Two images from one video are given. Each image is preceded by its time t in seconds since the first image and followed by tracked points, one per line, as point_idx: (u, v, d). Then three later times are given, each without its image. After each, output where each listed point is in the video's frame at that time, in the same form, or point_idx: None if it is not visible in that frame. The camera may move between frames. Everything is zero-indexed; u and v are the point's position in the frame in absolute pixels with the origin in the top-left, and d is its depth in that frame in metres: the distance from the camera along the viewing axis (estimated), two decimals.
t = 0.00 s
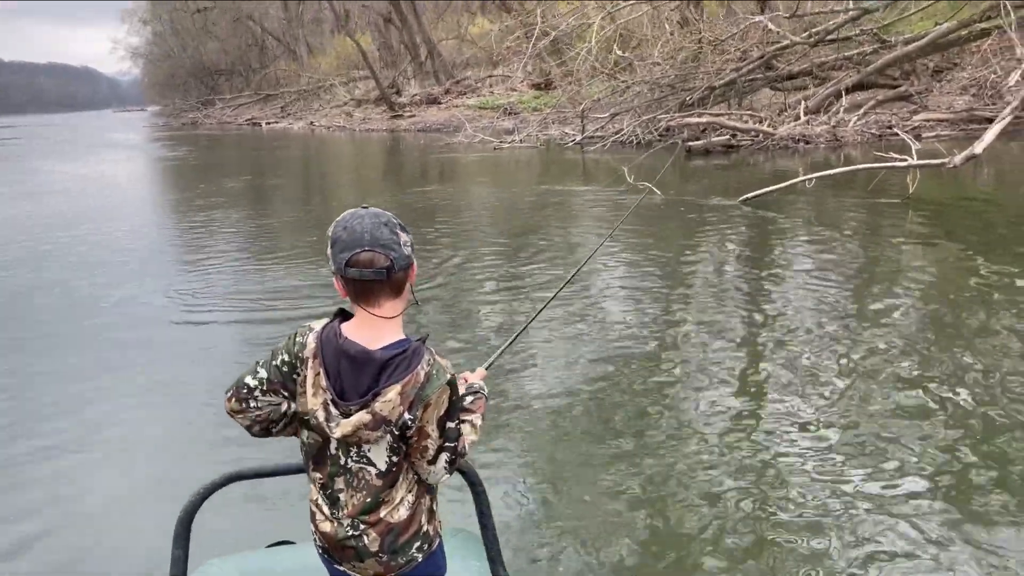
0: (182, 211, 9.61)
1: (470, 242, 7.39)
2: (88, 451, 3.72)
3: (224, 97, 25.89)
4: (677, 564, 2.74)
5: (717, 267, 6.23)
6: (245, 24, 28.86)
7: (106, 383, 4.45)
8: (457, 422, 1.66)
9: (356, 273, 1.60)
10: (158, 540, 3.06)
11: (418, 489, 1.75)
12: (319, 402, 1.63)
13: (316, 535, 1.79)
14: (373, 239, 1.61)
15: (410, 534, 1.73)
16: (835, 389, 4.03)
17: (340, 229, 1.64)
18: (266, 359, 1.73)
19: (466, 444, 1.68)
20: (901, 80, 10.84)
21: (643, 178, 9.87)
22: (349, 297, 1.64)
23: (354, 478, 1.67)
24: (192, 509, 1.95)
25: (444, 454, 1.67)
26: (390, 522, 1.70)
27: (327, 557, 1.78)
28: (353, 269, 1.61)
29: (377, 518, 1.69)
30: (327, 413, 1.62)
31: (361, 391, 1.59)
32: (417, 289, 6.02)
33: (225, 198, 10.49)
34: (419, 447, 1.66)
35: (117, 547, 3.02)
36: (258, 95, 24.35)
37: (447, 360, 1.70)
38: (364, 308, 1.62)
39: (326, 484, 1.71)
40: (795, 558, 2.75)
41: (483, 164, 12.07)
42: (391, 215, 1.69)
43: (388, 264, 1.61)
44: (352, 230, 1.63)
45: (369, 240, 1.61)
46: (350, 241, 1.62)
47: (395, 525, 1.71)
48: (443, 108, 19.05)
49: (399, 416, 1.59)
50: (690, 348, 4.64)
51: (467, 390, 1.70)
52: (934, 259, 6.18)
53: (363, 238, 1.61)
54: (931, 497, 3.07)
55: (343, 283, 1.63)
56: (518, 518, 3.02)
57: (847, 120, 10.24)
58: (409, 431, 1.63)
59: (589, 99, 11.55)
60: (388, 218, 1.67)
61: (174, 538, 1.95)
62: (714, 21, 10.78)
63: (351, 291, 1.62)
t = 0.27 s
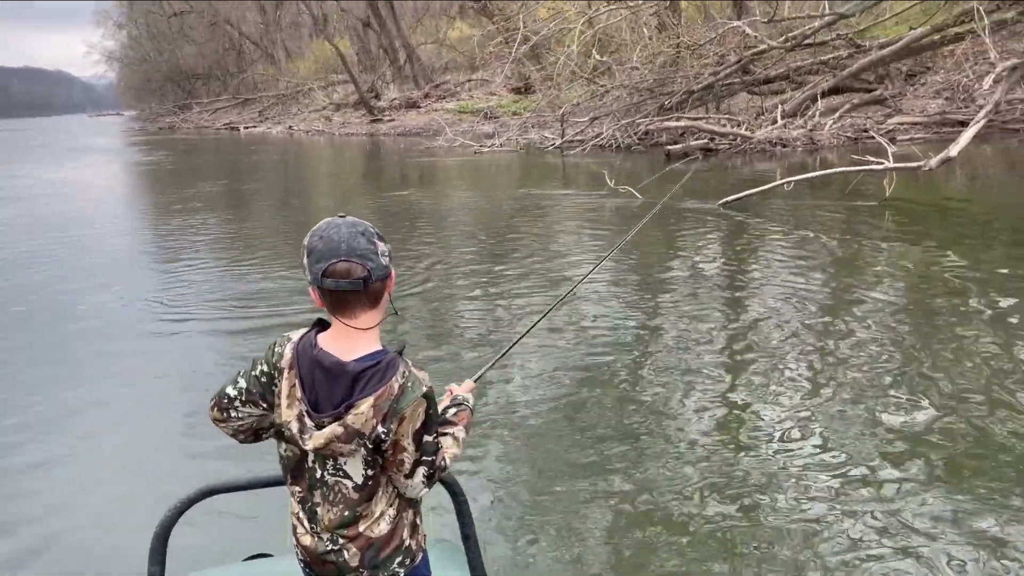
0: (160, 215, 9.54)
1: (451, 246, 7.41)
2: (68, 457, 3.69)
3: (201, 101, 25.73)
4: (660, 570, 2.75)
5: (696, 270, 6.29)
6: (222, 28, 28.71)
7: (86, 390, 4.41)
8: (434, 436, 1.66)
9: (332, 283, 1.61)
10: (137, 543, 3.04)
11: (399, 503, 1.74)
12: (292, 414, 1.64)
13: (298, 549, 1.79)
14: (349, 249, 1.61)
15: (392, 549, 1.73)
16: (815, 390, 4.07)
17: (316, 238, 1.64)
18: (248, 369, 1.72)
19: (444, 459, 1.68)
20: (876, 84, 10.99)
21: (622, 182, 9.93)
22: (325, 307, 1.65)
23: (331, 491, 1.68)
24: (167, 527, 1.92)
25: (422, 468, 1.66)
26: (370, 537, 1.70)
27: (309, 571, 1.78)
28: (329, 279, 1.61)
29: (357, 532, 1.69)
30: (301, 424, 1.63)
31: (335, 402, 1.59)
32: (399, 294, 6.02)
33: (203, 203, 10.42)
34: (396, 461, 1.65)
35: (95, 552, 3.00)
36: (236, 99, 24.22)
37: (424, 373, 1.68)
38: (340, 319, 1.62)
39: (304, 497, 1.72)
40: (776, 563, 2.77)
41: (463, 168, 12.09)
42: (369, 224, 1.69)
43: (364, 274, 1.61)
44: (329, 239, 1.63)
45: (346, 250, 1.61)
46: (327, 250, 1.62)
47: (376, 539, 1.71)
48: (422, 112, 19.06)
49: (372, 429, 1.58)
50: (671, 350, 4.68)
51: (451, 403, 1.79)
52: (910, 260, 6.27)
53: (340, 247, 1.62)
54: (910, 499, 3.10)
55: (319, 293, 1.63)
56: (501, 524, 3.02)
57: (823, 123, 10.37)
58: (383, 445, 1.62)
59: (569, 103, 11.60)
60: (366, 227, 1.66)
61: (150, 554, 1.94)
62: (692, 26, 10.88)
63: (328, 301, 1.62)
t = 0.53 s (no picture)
0: (136, 218, 9.43)
1: (433, 247, 7.39)
2: (48, 464, 3.63)
3: (174, 102, 25.46)
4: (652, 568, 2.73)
5: (678, 270, 6.31)
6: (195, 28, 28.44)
7: (65, 396, 4.33)
8: (429, 452, 1.62)
9: (323, 298, 1.58)
10: (122, 551, 2.99)
11: (398, 523, 1.71)
12: (280, 431, 1.62)
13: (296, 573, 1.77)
14: (341, 262, 1.58)
15: (391, 570, 1.70)
16: (801, 388, 4.09)
17: (306, 250, 1.61)
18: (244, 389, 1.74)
19: (439, 478, 1.64)
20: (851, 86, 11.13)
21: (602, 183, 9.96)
22: (315, 322, 1.62)
23: (323, 511, 1.65)
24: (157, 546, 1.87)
25: (419, 486, 1.63)
26: (369, 559, 1.67)
27: None
28: (320, 293, 1.58)
29: (355, 554, 1.66)
30: (289, 442, 1.60)
31: (324, 419, 1.56)
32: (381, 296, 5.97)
33: (180, 205, 10.29)
34: (391, 480, 1.61)
35: (80, 560, 2.94)
36: (210, 100, 24.00)
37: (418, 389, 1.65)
38: (330, 334, 1.59)
39: (298, 519, 1.70)
40: (769, 558, 2.76)
41: (442, 169, 12.07)
42: (361, 236, 1.66)
43: (356, 289, 1.58)
44: (320, 251, 1.59)
45: (337, 264, 1.58)
46: (317, 264, 1.59)
47: (376, 562, 1.68)
48: (400, 113, 19.00)
49: (362, 448, 1.55)
50: (657, 350, 4.69)
51: (446, 415, 1.76)
52: (889, 258, 6.34)
53: (331, 260, 1.58)
54: (897, 493, 3.11)
55: (309, 307, 1.60)
56: (492, 526, 3.00)
57: (800, 125, 10.48)
58: (377, 464, 1.58)
59: (548, 105, 11.63)
60: (358, 239, 1.63)
61: None
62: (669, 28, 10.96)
63: (318, 316, 1.59)
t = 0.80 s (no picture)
0: (110, 219, 9.30)
1: (413, 247, 7.36)
2: (27, 467, 3.57)
3: (146, 102, 25.16)
4: (641, 565, 2.74)
5: (659, 267, 6.34)
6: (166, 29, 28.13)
7: (44, 399, 4.27)
8: (429, 460, 1.59)
9: (317, 303, 1.55)
10: (110, 549, 2.95)
11: (399, 532, 1.70)
12: (274, 438, 1.62)
13: None
14: (337, 267, 1.55)
15: None
16: (785, 383, 4.12)
17: (300, 254, 1.58)
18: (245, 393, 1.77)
19: (441, 484, 1.61)
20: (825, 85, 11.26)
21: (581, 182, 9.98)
22: (309, 327, 1.59)
23: (319, 519, 1.65)
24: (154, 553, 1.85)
25: (419, 494, 1.59)
26: (371, 569, 1.66)
27: None
28: (314, 298, 1.56)
29: (355, 563, 1.65)
30: (282, 449, 1.60)
31: (317, 426, 1.54)
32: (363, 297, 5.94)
33: (155, 206, 10.18)
34: (390, 490, 1.59)
35: (66, 559, 2.90)
36: (182, 101, 23.75)
37: (416, 396, 1.62)
38: (325, 340, 1.57)
39: (297, 528, 1.71)
40: (758, 554, 2.78)
41: (420, 169, 12.03)
42: (358, 240, 1.63)
43: (351, 294, 1.56)
44: (315, 255, 1.57)
45: (332, 269, 1.55)
46: (312, 268, 1.56)
47: (377, 572, 1.66)
48: (376, 113, 18.92)
49: (355, 457, 1.52)
50: (640, 347, 4.71)
51: (443, 420, 1.71)
52: (866, 255, 6.42)
53: (326, 265, 1.56)
54: (882, 488, 3.14)
55: (302, 312, 1.58)
56: (483, 526, 2.99)
57: (776, 124, 10.60)
58: (372, 474, 1.56)
59: (526, 105, 11.64)
60: (354, 244, 1.60)
61: None
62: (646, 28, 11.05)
63: (311, 322, 1.57)
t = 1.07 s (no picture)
0: (83, 219, 9.18)
1: (392, 245, 7.33)
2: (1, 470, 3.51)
3: (119, 101, 24.86)
4: (616, 557, 2.76)
5: (638, 263, 6.36)
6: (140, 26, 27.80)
7: (18, 401, 4.21)
8: (396, 463, 1.59)
9: (286, 301, 1.53)
10: (88, 550, 2.92)
11: (366, 535, 1.68)
12: (240, 440, 1.59)
13: None
14: (307, 265, 1.54)
15: None
16: (762, 377, 4.15)
17: (271, 251, 1.56)
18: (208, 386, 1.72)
19: (406, 489, 1.61)
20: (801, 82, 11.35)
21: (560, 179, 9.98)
22: (278, 326, 1.57)
23: (285, 523, 1.62)
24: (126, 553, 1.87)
25: (387, 498, 1.60)
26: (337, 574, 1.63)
27: None
28: (283, 296, 1.54)
29: (320, 568, 1.62)
30: (248, 452, 1.57)
31: (283, 428, 1.52)
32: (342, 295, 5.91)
33: (130, 206, 10.06)
34: (357, 494, 1.57)
35: (43, 560, 2.87)
36: (157, 99, 23.48)
37: (383, 398, 1.61)
38: (294, 339, 1.55)
39: (260, 532, 1.67)
40: (736, 544, 2.80)
41: (398, 167, 11.99)
42: (330, 238, 1.61)
43: (321, 294, 1.54)
44: (285, 253, 1.55)
45: (303, 267, 1.54)
46: (282, 266, 1.54)
47: None
48: (353, 111, 18.83)
49: (321, 459, 1.50)
50: (620, 343, 4.73)
51: (413, 424, 1.77)
52: (843, 249, 6.48)
53: (295, 263, 1.54)
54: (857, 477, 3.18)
55: (272, 310, 1.56)
56: (461, 522, 2.99)
57: (754, 121, 10.66)
58: (338, 477, 1.54)
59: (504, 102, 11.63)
60: (326, 242, 1.59)
61: None
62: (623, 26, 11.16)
63: (280, 320, 1.55)
